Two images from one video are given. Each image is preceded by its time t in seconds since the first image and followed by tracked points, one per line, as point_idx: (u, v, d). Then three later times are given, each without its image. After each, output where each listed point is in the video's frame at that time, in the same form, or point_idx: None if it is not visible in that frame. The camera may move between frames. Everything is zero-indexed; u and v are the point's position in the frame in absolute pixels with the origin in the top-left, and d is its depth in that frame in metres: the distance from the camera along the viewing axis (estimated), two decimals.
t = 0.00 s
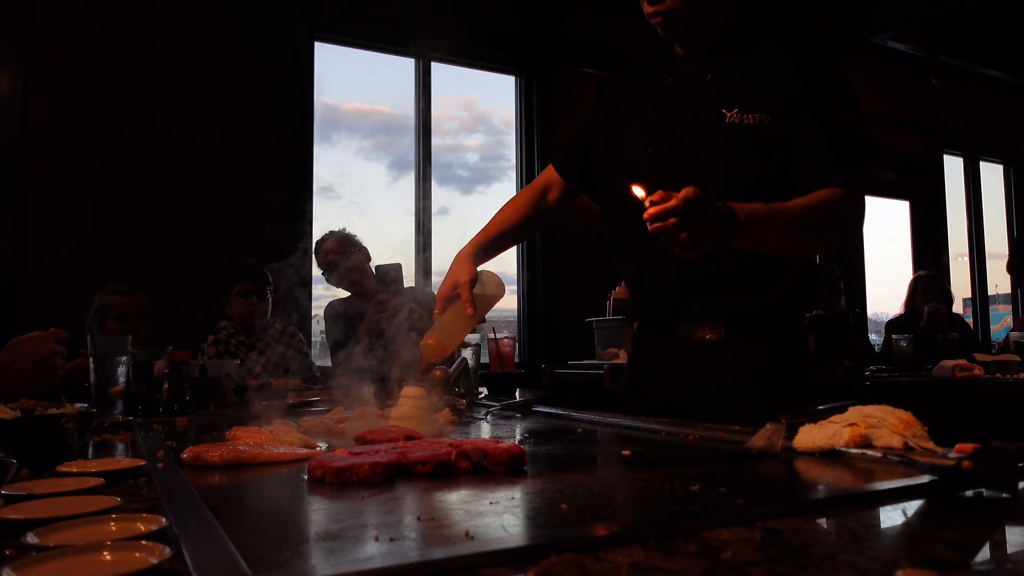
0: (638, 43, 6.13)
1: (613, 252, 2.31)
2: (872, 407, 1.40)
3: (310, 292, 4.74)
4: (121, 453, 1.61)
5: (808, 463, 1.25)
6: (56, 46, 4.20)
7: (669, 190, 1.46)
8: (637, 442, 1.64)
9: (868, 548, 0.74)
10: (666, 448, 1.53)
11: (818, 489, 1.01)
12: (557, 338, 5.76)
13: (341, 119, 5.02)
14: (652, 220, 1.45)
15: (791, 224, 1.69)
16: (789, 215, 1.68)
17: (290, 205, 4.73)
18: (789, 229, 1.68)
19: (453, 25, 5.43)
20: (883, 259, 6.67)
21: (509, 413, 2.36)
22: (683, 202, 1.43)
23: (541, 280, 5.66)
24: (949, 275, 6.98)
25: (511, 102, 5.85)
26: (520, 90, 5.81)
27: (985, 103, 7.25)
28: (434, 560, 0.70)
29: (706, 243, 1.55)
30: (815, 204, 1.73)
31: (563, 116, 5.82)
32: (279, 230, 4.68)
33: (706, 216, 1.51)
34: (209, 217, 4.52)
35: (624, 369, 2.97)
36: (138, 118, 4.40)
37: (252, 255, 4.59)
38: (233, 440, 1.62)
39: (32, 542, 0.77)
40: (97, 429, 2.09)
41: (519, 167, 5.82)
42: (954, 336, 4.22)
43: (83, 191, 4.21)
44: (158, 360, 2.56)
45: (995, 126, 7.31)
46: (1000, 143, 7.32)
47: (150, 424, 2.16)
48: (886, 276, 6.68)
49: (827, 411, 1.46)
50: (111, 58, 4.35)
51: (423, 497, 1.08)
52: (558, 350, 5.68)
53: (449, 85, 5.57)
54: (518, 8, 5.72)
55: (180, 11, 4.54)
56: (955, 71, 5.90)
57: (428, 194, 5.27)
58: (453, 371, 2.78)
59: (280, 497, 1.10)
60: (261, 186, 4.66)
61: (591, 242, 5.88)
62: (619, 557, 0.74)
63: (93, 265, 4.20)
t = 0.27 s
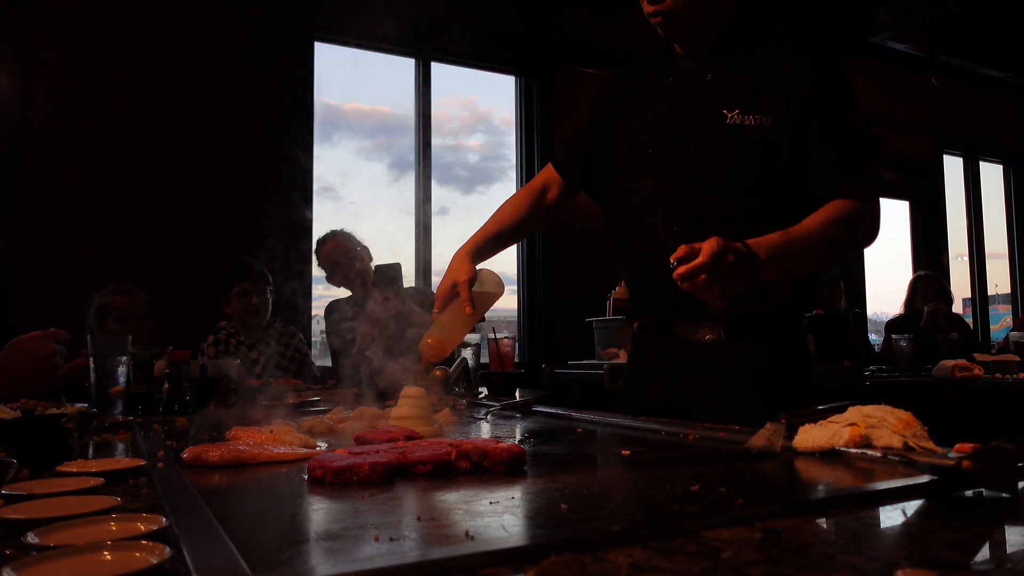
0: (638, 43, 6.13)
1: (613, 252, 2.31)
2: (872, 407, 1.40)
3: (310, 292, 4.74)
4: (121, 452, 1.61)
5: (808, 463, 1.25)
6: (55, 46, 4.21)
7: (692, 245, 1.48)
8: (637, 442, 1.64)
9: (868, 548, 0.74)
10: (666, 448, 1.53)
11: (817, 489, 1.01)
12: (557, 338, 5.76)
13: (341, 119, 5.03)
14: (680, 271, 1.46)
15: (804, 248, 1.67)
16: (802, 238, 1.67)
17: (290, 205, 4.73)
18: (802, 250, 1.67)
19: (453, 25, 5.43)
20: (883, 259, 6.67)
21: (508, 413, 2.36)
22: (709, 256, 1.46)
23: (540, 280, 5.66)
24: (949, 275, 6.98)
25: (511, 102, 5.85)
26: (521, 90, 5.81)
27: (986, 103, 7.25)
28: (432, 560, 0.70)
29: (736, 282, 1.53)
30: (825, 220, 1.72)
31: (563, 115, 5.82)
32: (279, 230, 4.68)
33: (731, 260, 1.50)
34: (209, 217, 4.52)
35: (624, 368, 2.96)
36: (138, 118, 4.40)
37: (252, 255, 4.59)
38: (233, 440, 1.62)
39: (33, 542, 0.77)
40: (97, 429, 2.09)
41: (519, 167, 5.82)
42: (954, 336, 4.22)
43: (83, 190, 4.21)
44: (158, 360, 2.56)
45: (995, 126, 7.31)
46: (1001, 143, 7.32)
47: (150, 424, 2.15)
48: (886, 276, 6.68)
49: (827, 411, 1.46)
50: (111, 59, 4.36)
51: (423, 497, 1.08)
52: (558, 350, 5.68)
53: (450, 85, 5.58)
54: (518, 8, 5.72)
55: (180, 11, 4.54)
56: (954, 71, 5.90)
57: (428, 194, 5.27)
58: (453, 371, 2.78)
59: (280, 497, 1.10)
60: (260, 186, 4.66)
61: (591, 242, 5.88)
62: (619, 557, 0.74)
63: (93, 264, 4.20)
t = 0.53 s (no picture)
0: (638, 43, 6.12)
1: (613, 251, 2.31)
2: (872, 407, 1.40)
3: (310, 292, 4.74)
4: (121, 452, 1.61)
5: (809, 463, 1.25)
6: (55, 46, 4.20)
7: (705, 271, 1.49)
8: (637, 442, 1.64)
9: (868, 548, 0.74)
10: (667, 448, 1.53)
11: (817, 489, 1.01)
12: (557, 338, 5.76)
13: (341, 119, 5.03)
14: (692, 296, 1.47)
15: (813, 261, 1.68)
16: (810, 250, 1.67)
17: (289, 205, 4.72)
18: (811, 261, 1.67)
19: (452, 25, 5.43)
20: (882, 259, 6.67)
21: (508, 413, 2.36)
22: (721, 286, 1.47)
23: (540, 280, 5.66)
24: (949, 275, 6.98)
25: (511, 102, 5.85)
26: (520, 90, 5.81)
27: (985, 103, 7.25)
28: (432, 559, 0.70)
29: (744, 310, 1.56)
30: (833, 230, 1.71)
31: (563, 115, 5.82)
32: (279, 230, 4.67)
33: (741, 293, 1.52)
34: (209, 217, 4.52)
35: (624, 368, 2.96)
36: (137, 118, 4.40)
37: (252, 255, 4.59)
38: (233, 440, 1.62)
39: (32, 542, 0.77)
40: (97, 429, 2.09)
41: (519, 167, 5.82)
42: (954, 336, 4.22)
43: (83, 190, 4.21)
44: (158, 360, 2.57)
45: (996, 126, 7.30)
46: (1001, 143, 7.32)
47: (150, 423, 2.15)
48: (886, 276, 6.68)
49: (827, 411, 1.46)
50: (111, 59, 4.36)
51: (423, 497, 1.08)
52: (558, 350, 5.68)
53: (450, 85, 5.58)
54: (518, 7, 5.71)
55: (180, 10, 4.54)
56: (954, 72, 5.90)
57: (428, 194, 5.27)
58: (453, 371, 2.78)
59: (280, 497, 1.10)
60: (260, 185, 4.66)
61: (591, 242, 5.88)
62: (619, 557, 0.74)
63: (93, 264, 4.20)
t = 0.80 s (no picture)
0: (638, 44, 6.12)
1: (613, 251, 2.31)
2: (871, 407, 1.40)
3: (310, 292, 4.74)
4: (120, 452, 1.61)
5: (808, 463, 1.25)
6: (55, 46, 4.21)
7: (714, 280, 1.49)
8: (637, 442, 1.64)
9: (868, 548, 0.74)
10: (666, 448, 1.53)
11: (818, 489, 1.01)
12: (557, 338, 5.76)
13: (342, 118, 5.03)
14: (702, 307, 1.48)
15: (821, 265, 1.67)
16: (816, 255, 1.67)
17: (289, 205, 4.72)
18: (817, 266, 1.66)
19: (452, 25, 5.43)
20: (882, 259, 6.67)
21: (508, 413, 2.36)
22: (731, 296, 1.47)
23: (540, 280, 5.66)
24: (949, 275, 6.98)
25: (511, 102, 5.85)
26: (520, 90, 5.82)
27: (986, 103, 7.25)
28: (432, 559, 0.70)
29: (753, 317, 1.56)
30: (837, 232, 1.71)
31: (563, 116, 5.82)
32: (279, 230, 4.67)
33: (752, 300, 1.53)
34: (209, 217, 4.52)
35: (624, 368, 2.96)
36: (137, 118, 4.40)
37: (252, 255, 4.59)
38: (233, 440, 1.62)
39: (32, 542, 0.77)
40: (97, 429, 2.09)
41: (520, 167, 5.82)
42: (953, 336, 4.22)
43: (83, 190, 4.21)
44: (158, 360, 2.57)
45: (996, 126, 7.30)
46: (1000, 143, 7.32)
47: (150, 424, 2.15)
48: (886, 276, 6.68)
49: (827, 411, 1.46)
50: (111, 59, 4.36)
51: (423, 496, 1.08)
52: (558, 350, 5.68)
53: (450, 85, 5.58)
54: (518, 7, 5.71)
55: (180, 10, 4.54)
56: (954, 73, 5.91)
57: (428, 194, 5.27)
58: (453, 371, 2.78)
59: (281, 497, 1.10)
60: (260, 185, 4.66)
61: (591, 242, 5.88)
62: (618, 557, 0.74)
63: (94, 264, 4.20)
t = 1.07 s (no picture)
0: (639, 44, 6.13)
1: (612, 251, 2.31)
2: (871, 407, 1.40)
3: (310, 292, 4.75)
4: (120, 452, 1.61)
5: (808, 463, 1.25)
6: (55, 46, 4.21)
7: (716, 283, 1.48)
8: (637, 442, 1.64)
9: (867, 548, 0.74)
10: (666, 448, 1.53)
11: (817, 488, 1.01)
12: (557, 338, 5.76)
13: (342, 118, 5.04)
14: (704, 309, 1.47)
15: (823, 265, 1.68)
16: (818, 256, 1.67)
17: (290, 205, 4.72)
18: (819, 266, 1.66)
19: (453, 25, 5.44)
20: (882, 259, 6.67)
21: (508, 413, 2.36)
22: (734, 298, 1.47)
23: (541, 281, 5.66)
24: (949, 275, 6.98)
25: (512, 102, 5.86)
26: (520, 90, 5.82)
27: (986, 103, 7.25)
28: (431, 560, 0.70)
29: (756, 321, 1.55)
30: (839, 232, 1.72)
31: (563, 116, 5.82)
32: (279, 230, 4.67)
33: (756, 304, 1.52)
34: (209, 217, 4.51)
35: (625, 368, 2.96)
36: (137, 118, 4.40)
37: (252, 255, 4.59)
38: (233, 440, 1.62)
39: (32, 542, 0.77)
40: (97, 429, 2.09)
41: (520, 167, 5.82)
42: (954, 336, 4.22)
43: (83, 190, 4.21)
44: (158, 360, 2.57)
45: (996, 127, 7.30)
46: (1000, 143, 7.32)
47: (150, 424, 2.15)
48: (886, 276, 6.68)
49: (827, 411, 1.46)
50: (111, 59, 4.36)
51: (423, 496, 1.08)
52: (558, 350, 5.68)
53: (450, 85, 5.58)
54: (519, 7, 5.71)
55: (180, 10, 4.54)
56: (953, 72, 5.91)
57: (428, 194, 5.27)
58: (453, 371, 2.78)
59: (281, 497, 1.10)
60: (260, 185, 4.66)
61: (592, 242, 5.89)
62: (618, 557, 0.74)
63: (94, 264, 4.20)
